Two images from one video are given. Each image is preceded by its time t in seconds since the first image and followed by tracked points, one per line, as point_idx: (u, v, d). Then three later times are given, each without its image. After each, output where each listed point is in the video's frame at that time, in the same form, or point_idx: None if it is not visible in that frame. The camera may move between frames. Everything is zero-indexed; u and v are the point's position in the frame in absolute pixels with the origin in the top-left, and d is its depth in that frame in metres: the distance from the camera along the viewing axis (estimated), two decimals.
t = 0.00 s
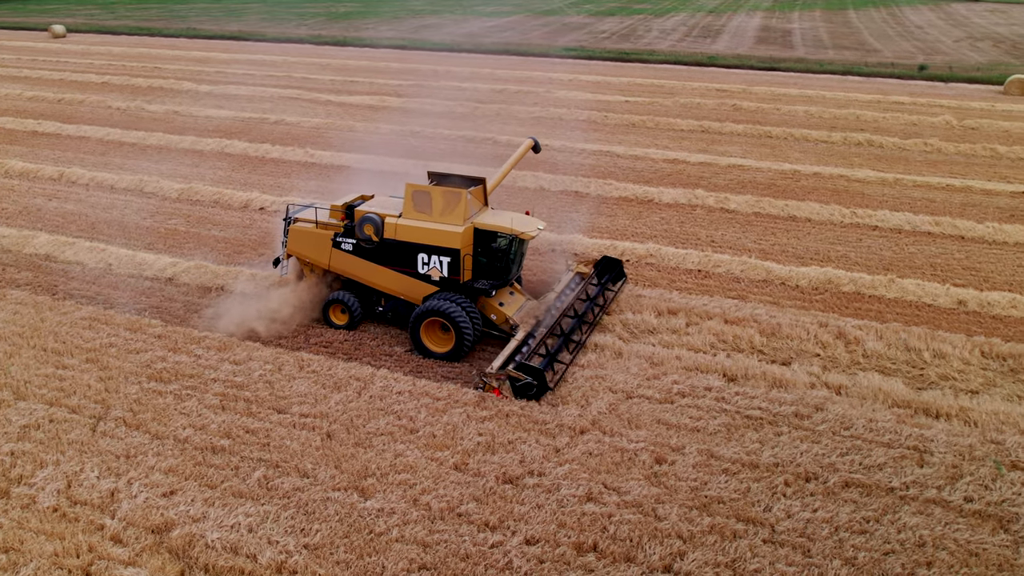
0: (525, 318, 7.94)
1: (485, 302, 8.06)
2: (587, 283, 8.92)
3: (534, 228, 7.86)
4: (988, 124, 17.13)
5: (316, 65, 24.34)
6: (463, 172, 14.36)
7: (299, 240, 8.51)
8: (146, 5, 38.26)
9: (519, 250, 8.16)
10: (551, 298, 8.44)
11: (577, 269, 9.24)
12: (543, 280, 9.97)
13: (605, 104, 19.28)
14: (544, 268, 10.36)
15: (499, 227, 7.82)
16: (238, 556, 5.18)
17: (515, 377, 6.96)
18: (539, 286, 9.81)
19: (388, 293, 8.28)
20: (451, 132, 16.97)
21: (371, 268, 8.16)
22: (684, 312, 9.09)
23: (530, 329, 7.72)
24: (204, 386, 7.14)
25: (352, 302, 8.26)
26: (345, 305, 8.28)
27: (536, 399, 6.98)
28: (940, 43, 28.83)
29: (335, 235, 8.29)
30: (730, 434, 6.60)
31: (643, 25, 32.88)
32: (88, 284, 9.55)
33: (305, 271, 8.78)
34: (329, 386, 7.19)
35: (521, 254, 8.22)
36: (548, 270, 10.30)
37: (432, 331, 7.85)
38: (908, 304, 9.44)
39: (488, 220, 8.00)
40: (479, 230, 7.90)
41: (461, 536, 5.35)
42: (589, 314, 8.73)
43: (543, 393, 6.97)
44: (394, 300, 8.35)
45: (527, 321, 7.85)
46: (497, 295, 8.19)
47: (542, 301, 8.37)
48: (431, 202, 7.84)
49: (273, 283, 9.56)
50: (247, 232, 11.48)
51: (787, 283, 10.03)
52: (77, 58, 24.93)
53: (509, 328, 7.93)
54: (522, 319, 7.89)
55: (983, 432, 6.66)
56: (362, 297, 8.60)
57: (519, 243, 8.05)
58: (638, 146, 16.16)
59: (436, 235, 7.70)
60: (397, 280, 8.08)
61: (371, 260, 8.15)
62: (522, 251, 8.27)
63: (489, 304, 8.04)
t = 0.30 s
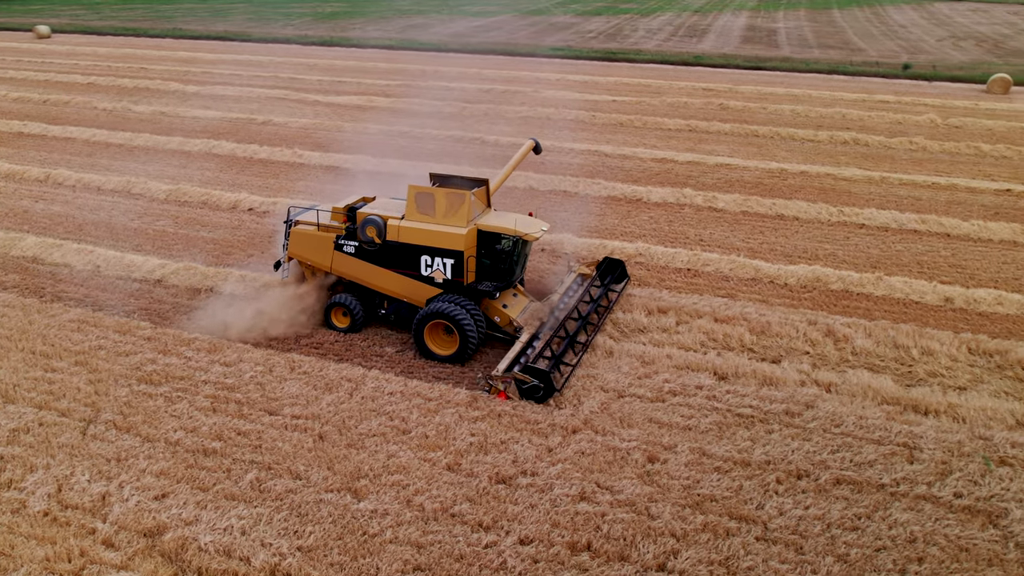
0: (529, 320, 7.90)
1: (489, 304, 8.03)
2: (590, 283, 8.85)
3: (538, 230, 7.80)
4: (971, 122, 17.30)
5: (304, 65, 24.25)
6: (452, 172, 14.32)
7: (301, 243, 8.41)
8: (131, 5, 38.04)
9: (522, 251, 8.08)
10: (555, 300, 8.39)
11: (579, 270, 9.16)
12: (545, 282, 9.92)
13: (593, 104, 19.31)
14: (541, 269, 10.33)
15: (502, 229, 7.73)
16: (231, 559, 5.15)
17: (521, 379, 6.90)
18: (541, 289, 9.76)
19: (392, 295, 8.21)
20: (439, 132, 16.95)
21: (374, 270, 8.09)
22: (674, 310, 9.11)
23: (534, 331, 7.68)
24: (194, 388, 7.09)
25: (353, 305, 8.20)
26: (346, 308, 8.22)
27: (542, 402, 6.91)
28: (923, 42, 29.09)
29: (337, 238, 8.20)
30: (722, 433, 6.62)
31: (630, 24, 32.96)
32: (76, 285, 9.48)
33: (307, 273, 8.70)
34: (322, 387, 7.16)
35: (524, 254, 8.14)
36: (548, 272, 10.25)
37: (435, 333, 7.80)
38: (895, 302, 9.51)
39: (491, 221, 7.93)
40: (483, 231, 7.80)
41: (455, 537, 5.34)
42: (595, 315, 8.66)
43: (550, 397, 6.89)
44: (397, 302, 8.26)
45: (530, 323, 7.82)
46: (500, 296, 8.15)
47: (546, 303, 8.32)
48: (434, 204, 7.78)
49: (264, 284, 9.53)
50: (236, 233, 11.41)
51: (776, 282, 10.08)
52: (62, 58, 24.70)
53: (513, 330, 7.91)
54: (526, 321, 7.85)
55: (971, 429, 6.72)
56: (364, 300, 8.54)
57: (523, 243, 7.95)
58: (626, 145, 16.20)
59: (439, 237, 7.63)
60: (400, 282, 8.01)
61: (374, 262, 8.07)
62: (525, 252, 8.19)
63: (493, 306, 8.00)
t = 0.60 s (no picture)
0: (529, 321, 7.87)
1: (488, 305, 7.94)
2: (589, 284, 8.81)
3: (537, 230, 7.79)
4: (949, 120, 17.52)
5: (287, 65, 24.10)
6: (436, 172, 14.29)
7: (297, 245, 8.29)
8: (111, 5, 37.70)
9: (521, 253, 8.07)
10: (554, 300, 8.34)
11: (577, 270, 9.10)
12: (544, 284, 9.87)
13: (577, 103, 19.35)
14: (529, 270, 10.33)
15: (502, 229, 7.68)
16: (220, 562, 5.11)
17: (525, 382, 6.85)
18: (533, 289, 9.74)
19: (390, 298, 8.12)
20: (423, 131, 16.91)
21: (372, 273, 8.00)
22: (660, 309, 9.15)
23: (534, 333, 7.64)
24: (180, 390, 7.03)
25: (351, 307, 8.11)
26: (344, 310, 8.13)
27: (546, 403, 6.88)
28: (901, 41, 29.41)
29: (335, 240, 8.10)
30: (709, 430, 6.66)
31: (612, 24, 33.06)
32: (59, 288, 9.37)
33: (303, 276, 8.58)
34: (308, 388, 7.12)
35: (523, 256, 8.12)
36: (542, 273, 10.22)
37: (436, 335, 7.76)
38: (878, 298, 9.61)
39: (490, 222, 7.91)
40: (482, 232, 7.76)
41: (445, 537, 5.34)
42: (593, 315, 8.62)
43: (554, 398, 6.87)
44: (395, 304, 8.19)
45: (530, 325, 7.77)
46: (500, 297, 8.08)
47: (545, 303, 8.28)
48: (432, 205, 7.73)
49: (250, 284, 9.49)
50: (220, 235, 11.32)
51: (760, 279, 10.15)
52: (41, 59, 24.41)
53: (513, 331, 7.84)
54: (526, 322, 7.80)
55: (954, 423, 6.80)
56: (362, 302, 8.46)
57: (522, 244, 7.94)
58: (611, 144, 16.25)
59: (439, 238, 7.57)
60: (399, 284, 7.92)
61: (372, 265, 7.98)
62: (523, 253, 8.17)
63: (492, 307, 7.92)
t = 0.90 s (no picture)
0: (530, 323, 7.88)
1: (488, 307, 7.97)
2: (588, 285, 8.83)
3: (538, 231, 7.82)
4: (930, 118, 17.69)
5: (271, 65, 23.92)
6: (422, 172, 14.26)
7: (294, 249, 8.27)
8: (92, 5, 37.34)
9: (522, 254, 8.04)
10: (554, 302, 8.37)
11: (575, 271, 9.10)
12: (539, 284, 9.85)
13: (561, 103, 19.37)
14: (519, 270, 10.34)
15: (502, 230, 7.70)
16: (210, 566, 5.07)
17: (530, 382, 6.85)
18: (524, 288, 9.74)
19: (390, 300, 8.11)
20: (408, 131, 16.85)
21: (371, 275, 7.98)
22: (647, 308, 9.19)
23: (536, 333, 7.67)
24: (167, 393, 6.97)
25: (351, 311, 8.04)
26: (344, 314, 8.06)
27: (551, 405, 6.89)
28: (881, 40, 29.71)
29: (334, 242, 8.09)
30: (697, 428, 6.70)
31: (595, 23, 33.13)
32: (42, 291, 9.25)
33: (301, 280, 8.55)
34: (297, 390, 7.08)
35: (524, 256, 8.08)
36: (531, 273, 10.23)
37: (437, 337, 7.72)
38: (862, 296, 9.70)
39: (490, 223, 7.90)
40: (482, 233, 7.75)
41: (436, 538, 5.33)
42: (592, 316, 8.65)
43: (560, 399, 6.89)
44: (394, 307, 8.18)
45: (532, 325, 7.83)
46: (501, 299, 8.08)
47: (544, 304, 8.29)
48: (432, 207, 7.71)
49: (235, 286, 9.42)
50: (205, 236, 11.23)
51: (745, 277, 10.21)
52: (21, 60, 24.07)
53: (515, 332, 7.86)
54: (526, 324, 7.83)
55: (939, 419, 6.88)
56: (361, 305, 8.44)
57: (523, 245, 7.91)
58: (595, 143, 16.31)
59: (439, 239, 7.55)
60: (398, 287, 7.89)
61: (371, 267, 7.96)
62: (524, 254, 8.13)
63: (492, 308, 7.95)
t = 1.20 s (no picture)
0: (536, 323, 7.87)
1: (495, 308, 7.91)
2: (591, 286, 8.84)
3: (544, 232, 7.82)
4: (917, 117, 17.79)
5: (259, 66, 23.81)
6: (412, 172, 14.23)
7: (297, 251, 8.18)
8: (78, 5, 37.07)
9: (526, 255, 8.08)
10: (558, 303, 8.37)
11: (577, 272, 9.13)
12: (535, 285, 9.85)
13: (550, 103, 19.38)
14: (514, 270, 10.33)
15: (508, 231, 7.74)
16: (205, 567, 5.05)
17: (540, 384, 6.83)
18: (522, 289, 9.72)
19: (395, 302, 8.04)
20: (398, 132, 16.80)
21: (376, 277, 7.91)
22: (638, 307, 9.20)
23: (544, 334, 7.64)
24: (160, 395, 6.93)
25: (355, 313, 7.98)
26: (348, 316, 8.00)
27: (562, 407, 6.87)
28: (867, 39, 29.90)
29: (338, 245, 8.00)
30: (691, 426, 6.72)
31: (583, 23, 33.16)
32: (31, 292, 9.18)
33: (303, 281, 8.45)
34: (290, 391, 7.06)
35: (530, 257, 8.13)
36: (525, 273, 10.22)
37: (444, 339, 7.66)
38: (852, 294, 9.75)
39: (495, 224, 7.86)
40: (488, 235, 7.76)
41: (431, 537, 5.32)
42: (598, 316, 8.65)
43: (570, 401, 6.85)
44: (400, 309, 8.11)
45: (539, 326, 7.80)
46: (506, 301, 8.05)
47: (550, 305, 8.29)
48: (437, 208, 7.67)
49: (227, 288, 9.37)
50: (196, 237, 11.17)
51: (735, 276, 10.25)
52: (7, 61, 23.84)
53: (521, 334, 7.83)
54: (533, 325, 7.82)
55: (929, 416, 6.93)
56: (365, 307, 8.30)
57: (529, 246, 7.97)
58: (585, 143, 16.31)
59: (445, 241, 7.51)
60: (405, 289, 7.85)
61: (376, 269, 7.89)
62: (529, 255, 8.17)
63: (499, 310, 7.89)
